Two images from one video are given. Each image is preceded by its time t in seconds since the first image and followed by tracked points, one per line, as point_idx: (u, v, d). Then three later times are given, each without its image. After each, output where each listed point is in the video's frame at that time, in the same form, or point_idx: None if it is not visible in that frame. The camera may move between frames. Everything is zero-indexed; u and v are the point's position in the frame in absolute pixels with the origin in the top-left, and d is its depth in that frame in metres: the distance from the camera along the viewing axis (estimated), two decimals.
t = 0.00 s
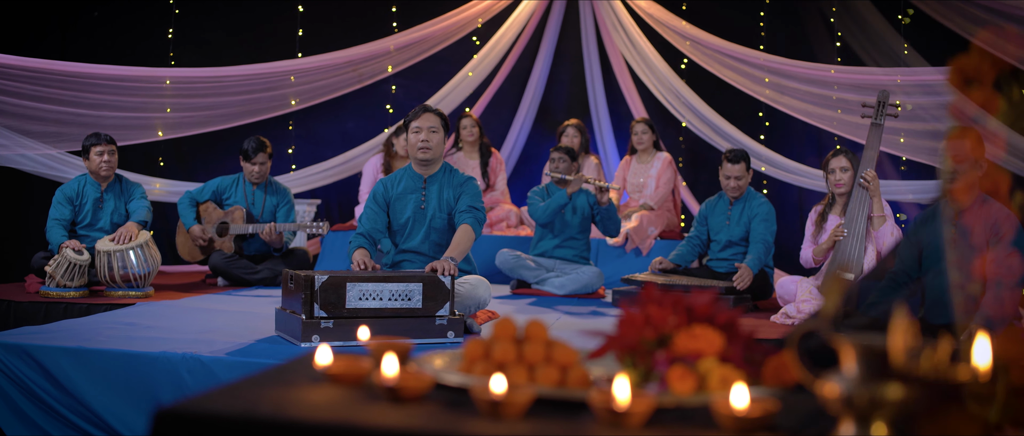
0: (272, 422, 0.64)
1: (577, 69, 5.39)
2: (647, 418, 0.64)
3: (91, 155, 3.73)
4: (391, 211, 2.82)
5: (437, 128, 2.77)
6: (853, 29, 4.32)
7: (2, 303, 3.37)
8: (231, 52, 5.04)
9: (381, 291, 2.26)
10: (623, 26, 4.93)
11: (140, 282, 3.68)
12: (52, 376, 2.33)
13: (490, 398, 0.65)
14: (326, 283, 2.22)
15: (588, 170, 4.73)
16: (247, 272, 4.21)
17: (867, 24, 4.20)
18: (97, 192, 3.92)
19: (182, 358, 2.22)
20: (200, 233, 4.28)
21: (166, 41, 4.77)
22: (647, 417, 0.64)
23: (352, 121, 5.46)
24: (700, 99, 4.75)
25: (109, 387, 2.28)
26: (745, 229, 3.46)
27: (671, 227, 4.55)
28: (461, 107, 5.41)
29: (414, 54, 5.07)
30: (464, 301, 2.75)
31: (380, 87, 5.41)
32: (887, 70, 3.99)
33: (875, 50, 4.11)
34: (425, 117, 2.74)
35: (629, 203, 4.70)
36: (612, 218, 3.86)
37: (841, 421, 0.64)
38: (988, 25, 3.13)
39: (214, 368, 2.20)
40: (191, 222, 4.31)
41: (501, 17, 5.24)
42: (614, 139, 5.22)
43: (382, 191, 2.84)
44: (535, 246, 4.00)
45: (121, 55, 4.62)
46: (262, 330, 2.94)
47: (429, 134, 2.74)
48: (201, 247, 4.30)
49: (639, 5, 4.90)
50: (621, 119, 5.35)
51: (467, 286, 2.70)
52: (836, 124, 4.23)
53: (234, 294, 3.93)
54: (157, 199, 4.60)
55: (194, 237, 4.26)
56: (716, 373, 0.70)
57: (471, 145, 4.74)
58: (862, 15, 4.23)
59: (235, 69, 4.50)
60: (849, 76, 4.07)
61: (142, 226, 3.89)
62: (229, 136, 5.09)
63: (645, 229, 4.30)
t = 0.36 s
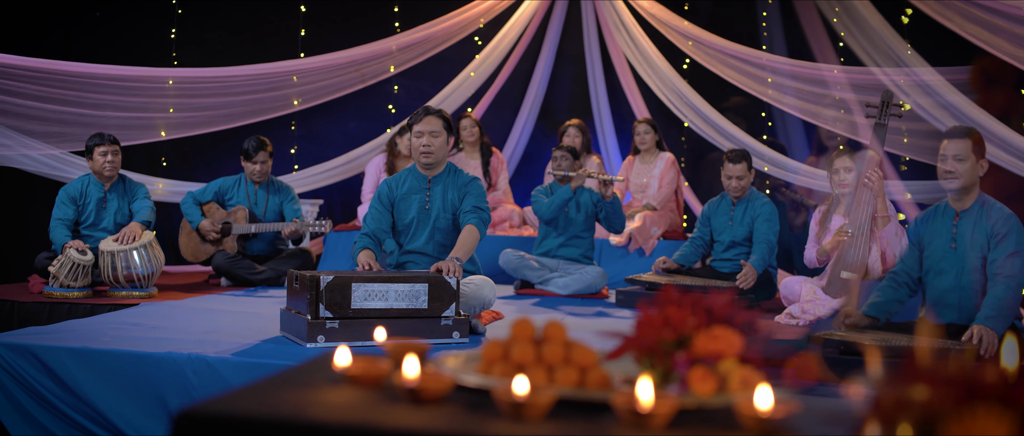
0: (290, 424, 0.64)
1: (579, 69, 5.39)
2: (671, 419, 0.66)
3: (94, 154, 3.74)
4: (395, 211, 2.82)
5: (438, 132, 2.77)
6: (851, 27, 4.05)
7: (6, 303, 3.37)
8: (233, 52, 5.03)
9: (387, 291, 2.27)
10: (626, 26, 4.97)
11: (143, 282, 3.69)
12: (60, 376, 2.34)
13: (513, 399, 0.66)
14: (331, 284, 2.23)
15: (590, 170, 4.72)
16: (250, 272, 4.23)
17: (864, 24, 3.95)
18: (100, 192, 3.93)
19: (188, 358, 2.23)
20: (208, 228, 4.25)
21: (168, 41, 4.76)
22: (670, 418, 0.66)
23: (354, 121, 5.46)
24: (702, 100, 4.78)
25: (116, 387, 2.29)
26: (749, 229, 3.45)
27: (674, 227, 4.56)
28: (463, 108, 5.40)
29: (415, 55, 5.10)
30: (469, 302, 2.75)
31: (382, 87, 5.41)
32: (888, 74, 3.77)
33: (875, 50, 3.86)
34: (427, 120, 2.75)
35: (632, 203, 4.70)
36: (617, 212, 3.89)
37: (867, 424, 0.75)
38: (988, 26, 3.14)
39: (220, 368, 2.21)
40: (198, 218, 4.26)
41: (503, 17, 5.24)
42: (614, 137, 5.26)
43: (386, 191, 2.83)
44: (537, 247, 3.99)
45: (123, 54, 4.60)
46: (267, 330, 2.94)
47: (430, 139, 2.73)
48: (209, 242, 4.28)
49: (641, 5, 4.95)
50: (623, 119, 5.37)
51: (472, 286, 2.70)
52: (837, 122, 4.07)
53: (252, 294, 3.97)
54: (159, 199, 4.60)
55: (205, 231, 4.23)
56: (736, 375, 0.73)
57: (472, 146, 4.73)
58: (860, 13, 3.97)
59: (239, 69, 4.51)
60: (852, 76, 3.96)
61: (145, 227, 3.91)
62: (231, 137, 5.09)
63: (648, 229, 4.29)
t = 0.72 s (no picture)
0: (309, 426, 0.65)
1: (580, 69, 5.40)
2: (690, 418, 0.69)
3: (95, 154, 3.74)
4: (398, 210, 2.82)
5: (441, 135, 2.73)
6: (850, 27, 3.97)
7: (8, 303, 3.36)
8: (234, 52, 5.03)
9: (390, 292, 2.27)
10: (626, 27, 4.96)
11: (145, 282, 3.70)
12: (64, 376, 2.35)
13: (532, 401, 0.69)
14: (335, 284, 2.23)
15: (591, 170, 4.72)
16: (251, 272, 4.23)
17: (865, 25, 3.87)
18: (101, 192, 3.93)
19: (192, 359, 2.23)
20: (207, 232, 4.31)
21: (170, 41, 4.74)
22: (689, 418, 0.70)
23: (355, 121, 5.47)
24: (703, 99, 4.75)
25: (121, 387, 2.30)
26: (750, 230, 3.45)
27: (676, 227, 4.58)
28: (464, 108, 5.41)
29: (415, 55, 5.11)
30: (473, 302, 2.74)
31: (382, 87, 5.42)
32: (888, 74, 3.69)
33: (874, 49, 3.78)
34: (429, 123, 2.69)
35: (634, 204, 4.71)
36: (618, 212, 3.88)
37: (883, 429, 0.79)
38: (989, 26, 3.13)
39: (223, 368, 2.21)
40: (196, 222, 4.32)
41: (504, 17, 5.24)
42: (614, 136, 5.27)
43: (389, 190, 2.83)
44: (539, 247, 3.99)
45: (123, 54, 4.57)
46: (269, 331, 2.94)
47: (433, 142, 2.71)
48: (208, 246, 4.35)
49: (643, 5, 4.94)
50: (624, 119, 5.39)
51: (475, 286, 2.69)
52: (840, 121, 3.68)
53: (254, 294, 3.97)
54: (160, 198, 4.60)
55: (202, 237, 4.30)
56: (752, 377, 0.77)
57: (477, 146, 4.73)
58: (860, 12, 3.90)
59: (240, 69, 4.51)
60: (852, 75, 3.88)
61: (147, 226, 3.91)
62: (232, 136, 5.09)
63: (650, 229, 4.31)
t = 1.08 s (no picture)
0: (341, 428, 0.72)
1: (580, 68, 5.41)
2: None
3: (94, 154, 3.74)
4: (400, 207, 2.81)
5: (444, 136, 2.72)
6: (843, 26, 3.93)
7: (8, 304, 3.36)
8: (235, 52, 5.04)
9: (393, 292, 2.27)
10: (626, 26, 4.93)
11: (145, 282, 3.70)
12: (67, 376, 2.35)
13: (559, 403, 0.86)
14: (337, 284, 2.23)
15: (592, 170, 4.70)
16: (252, 272, 4.23)
17: (860, 25, 3.82)
18: (102, 192, 3.93)
19: (194, 359, 2.22)
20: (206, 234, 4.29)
21: (170, 41, 4.72)
22: None
23: (355, 122, 5.49)
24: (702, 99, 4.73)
25: (124, 387, 2.29)
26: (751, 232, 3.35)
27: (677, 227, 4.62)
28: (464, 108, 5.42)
29: (415, 55, 5.10)
30: (475, 302, 2.74)
31: (382, 86, 5.43)
32: (883, 72, 3.72)
33: (869, 50, 3.77)
34: (433, 124, 2.69)
35: (634, 203, 4.73)
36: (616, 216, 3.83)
37: None
38: (985, 26, 3.18)
39: (226, 369, 2.20)
40: (196, 223, 4.32)
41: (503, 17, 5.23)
42: (614, 135, 5.28)
43: (391, 187, 2.83)
44: (540, 246, 4.00)
45: (123, 54, 4.55)
46: (271, 331, 2.94)
47: (436, 143, 2.71)
48: (208, 248, 4.34)
49: (643, 5, 4.92)
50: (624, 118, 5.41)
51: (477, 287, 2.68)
52: (835, 120, 3.84)
53: (254, 294, 3.97)
54: (160, 198, 4.60)
55: (201, 238, 4.27)
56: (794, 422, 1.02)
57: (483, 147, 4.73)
58: (854, 12, 3.84)
59: (240, 69, 4.50)
60: (846, 75, 4.09)
61: (147, 227, 3.91)
62: (231, 136, 5.09)
63: (650, 230, 4.29)
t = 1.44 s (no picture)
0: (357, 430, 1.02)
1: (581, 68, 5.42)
2: None
3: (96, 154, 3.76)
4: (404, 206, 2.81)
5: (450, 133, 2.74)
6: (840, 25, 4.17)
7: (11, 303, 3.35)
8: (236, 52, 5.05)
9: (398, 292, 2.28)
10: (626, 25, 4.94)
11: (148, 282, 3.69)
12: (72, 376, 2.35)
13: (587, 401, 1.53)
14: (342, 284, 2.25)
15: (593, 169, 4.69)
16: (254, 272, 4.23)
17: (856, 26, 4.08)
18: (104, 192, 3.94)
19: (199, 359, 2.22)
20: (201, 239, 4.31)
21: (171, 40, 4.72)
22: None
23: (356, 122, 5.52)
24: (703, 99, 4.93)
25: (129, 387, 2.29)
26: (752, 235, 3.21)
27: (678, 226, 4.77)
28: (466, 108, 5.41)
29: (416, 55, 5.08)
30: (479, 302, 2.74)
31: (383, 86, 5.43)
32: (877, 68, 3.98)
33: (865, 49, 4.03)
34: (439, 122, 2.72)
35: (635, 203, 4.73)
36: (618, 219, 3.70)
37: None
38: (984, 27, 3.46)
39: (231, 369, 2.19)
40: (194, 227, 4.32)
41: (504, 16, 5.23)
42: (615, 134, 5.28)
43: (396, 187, 2.82)
44: (542, 245, 4.00)
45: (125, 54, 4.54)
46: (274, 331, 2.93)
47: (441, 140, 2.72)
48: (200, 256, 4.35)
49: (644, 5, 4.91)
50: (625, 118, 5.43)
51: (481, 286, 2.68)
52: (831, 121, 4.16)
53: (257, 294, 3.97)
54: (162, 198, 4.61)
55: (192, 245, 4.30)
56: None
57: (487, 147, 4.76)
58: (850, 11, 4.10)
59: (242, 68, 4.50)
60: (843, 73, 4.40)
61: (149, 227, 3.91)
62: (232, 136, 5.09)
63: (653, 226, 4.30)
